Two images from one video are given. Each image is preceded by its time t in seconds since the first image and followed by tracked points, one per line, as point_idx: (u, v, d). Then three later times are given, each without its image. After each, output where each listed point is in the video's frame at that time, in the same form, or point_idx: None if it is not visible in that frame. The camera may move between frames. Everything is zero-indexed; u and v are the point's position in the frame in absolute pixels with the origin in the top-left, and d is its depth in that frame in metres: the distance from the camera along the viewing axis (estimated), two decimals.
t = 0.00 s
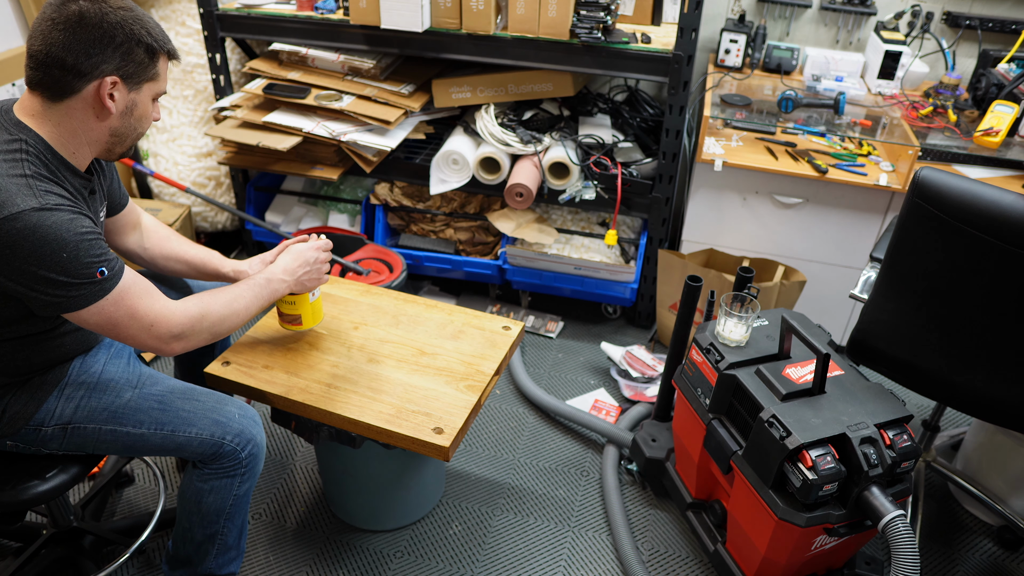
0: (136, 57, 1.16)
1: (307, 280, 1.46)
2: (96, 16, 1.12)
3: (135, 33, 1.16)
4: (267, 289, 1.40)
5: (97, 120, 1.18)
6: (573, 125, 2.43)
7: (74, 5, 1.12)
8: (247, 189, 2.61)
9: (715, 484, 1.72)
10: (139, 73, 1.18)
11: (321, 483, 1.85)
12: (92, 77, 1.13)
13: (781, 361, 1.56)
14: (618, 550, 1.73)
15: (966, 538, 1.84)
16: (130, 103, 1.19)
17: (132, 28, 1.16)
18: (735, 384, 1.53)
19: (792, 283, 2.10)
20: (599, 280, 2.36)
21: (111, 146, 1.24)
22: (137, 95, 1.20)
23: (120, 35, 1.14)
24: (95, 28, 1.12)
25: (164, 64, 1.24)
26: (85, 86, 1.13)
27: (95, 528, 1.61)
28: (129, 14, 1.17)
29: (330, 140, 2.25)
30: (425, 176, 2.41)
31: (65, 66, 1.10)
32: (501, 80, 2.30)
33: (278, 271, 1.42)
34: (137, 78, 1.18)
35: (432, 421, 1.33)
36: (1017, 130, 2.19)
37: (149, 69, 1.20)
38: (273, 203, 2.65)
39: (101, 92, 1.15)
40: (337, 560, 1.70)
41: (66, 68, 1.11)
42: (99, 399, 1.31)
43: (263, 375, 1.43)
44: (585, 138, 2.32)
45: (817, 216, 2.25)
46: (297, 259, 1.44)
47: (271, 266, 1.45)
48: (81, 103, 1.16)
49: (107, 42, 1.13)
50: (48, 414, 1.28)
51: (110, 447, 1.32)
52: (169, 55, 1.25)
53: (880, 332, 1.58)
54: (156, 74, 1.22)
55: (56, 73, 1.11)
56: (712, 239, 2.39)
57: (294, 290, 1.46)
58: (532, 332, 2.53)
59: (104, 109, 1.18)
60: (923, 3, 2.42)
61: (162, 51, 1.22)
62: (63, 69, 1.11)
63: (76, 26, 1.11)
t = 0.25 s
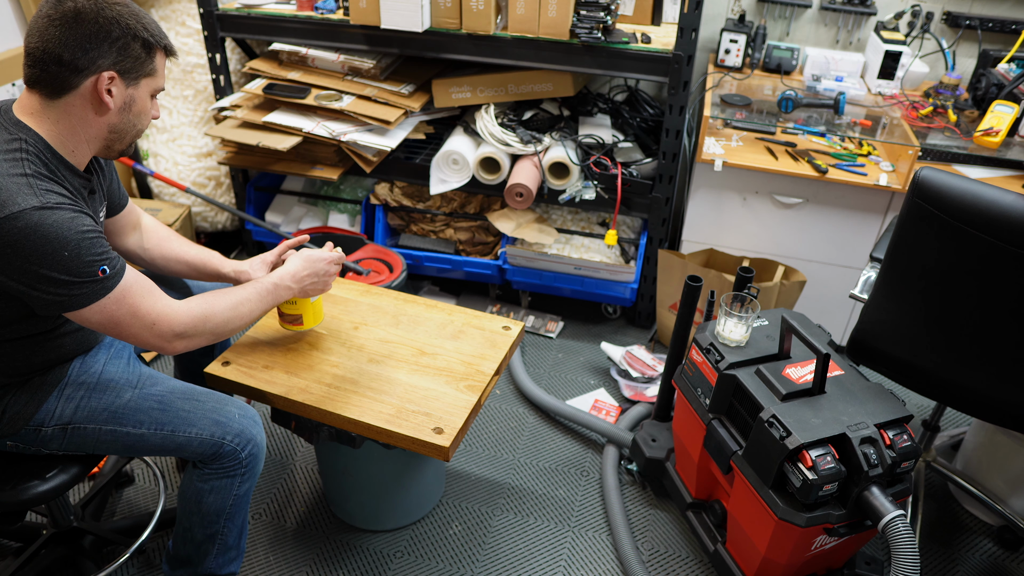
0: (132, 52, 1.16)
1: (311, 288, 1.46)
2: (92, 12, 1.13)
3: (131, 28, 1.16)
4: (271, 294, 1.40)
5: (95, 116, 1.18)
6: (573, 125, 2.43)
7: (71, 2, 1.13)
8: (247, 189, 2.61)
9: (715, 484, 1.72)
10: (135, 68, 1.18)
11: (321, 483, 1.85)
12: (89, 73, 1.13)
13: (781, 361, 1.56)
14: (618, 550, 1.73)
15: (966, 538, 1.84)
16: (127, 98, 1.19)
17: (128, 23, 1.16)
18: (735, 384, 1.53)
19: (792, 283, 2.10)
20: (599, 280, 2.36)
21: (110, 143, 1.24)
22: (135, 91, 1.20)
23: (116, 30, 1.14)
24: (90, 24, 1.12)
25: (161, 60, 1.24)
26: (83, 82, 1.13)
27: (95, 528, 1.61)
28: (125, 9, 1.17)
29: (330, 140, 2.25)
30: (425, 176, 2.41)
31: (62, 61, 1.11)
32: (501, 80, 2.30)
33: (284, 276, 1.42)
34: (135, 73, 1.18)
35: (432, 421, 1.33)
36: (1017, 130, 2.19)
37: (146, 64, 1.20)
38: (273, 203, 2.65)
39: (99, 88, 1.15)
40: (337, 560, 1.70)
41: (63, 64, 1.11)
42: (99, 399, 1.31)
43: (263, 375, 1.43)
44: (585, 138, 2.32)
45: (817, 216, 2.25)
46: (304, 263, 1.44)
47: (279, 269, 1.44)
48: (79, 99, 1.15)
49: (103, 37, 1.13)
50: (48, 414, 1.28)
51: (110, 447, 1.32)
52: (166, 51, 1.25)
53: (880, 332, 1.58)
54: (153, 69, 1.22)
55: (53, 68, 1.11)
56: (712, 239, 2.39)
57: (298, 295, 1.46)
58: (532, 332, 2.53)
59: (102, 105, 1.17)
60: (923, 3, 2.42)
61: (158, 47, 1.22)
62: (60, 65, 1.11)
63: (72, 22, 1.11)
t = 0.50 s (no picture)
0: (130, 46, 1.16)
1: (313, 293, 1.46)
2: (89, 7, 1.13)
3: (128, 22, 1.16)
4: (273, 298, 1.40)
5: (94, 111, 1.18)
6: (573, 125, 2.43)
7: None
8: (247, 189, 2.61)
9: (715, 484, 1.72)
10: (134, 63, 1.18)
11: (321, 483, 1.85)
12: (88, 67, 1.13)
13: (781, 361, 1.56)
14: (618, 550, 1.73)
15: (966, 538, 1.84)
16: (127, 93, 1.19)
17: (125, 17, 1.16)
18: (735, 384, 1.53)
19: (792, 283, 2.10)
20: (599, 280, 2.36)
21: (110, 140, 1.24)
22: (134, 86, 1.20)
23: (113, 24, 1.14)
24: (88, 18, 1.12)
25: (159, 55, 1.24)
26: (82, 77, 1.13)
27: (95, 529, 1.61)
28: (121, 5, 1.17)
29: (330, 140, 2.25)
30: (425, 176, 2.41)
31: (61, 56, 1.10)
32: (501, 80, 2.30)
33: (287, 280, 1.42)
34: (133, 67, 1.18)
35: (432, 421, 1.33)
36: (1017, 130, 2.19)
37: (144, 58, 1.20)
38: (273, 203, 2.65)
39: (98, 83, 1.14)
40: (337, 560, 1.70)
41: (62, 59, 1.11)
42: (100, 399, 1.31)
43: (263, 375, 1.43)
44: (585, 138, 2.32)
45: (817, 216, 2.25)
46: (308, 267, 1.44)
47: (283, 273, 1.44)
48: (79, 95, 1.15)
49: (101, 31, 1.13)
50: (48, 414, 1.28)
51: (110, 447, 1.32)
52: (163, 46, 1.25)
53: (880, 332, 1.58)
54: (151, 64, 1.22)
55: (52, 64, 1.11)
56: (712, 239, 2.39)
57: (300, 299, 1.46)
58: (532, 332, 2.53)
59: (101, 100, 1.17)
60: (923, 3, 2.42)
61: (156, 41, 1.22)
62: (58, 60, 1.11)
63: (69, 17, 1.11)
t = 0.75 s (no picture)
0: (131, 46, 1.16)
1: (303, 291, 1.46)
2: (92, 8, 1.13)
3: (131, 23, 1.16)
4: (261, 296, 1.39)
5: (95, 111, 1.18)
6: (573, 125, 2.43)
7: None
8: (247, 189, 2.61)
9: (715, 484, 1.72)
10: (135, 63, 1.18)
11: (321, 483, 1.85)
12: (89, 67, 1.13)
13: (781, 361, 1.56)
14: (618, 550, 1.73)
15: (966, 538, 1.84)
16: (128, 94, 1.19)
17: (126, 17, 1.16)
18: (735, 384, 1.53)
19: (792, 283, 2.10)
20: (599, 280, 2.36)
21: (111, 140, 1.24)
22: (135, 86, 1.20)
23: (114, 25, 1.14)
24: (90, 19, 1.12)
25: (160, 56, 1.24)
26: (83, 77, 1.13)
27: (94, 529, 1.61)
28: (123, 5, 1.17)
29: (330, 140, 2.25)
30: (425, 176, 2.41)
31: (62, 57, 1.10)
32: (501, 80, 2.30)
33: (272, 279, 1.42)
34: (134, 68, 1.18)
35: (432, 421, 1.33)
36: (1017, 130, 2.19)
37: (146, 59, 1.20)
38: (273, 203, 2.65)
39: (99, 83, 1.14)
40: (337, 560, 1.70)
41: (63, 59, 1.11)
42: (100, 399, 1.31)
43: (263, 375, 1.43)
44: (585, 138, 2.32)
45: (817, 216, 2.25)
46: (290, 262, 1.43)
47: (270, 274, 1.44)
48: (80, 94, 1.15)
49: (103, 32, 1.13)
50: (48, 413, 1.28)
51: (109, 447, 1.32)
52: (165, 47, 1.25)
53: (880, 332, 1.58)
54: (152, 64, 1.22)
55: (54, 64, 1.11)
56: (712, 239, 2.39)
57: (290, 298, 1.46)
58: (531, 332, 2.53)
59: (103, 101, 1.17)
60: (923, 3, 2.42)
61: (157, 42, 1.22)
62: (60, 60, 1.11)
63: (72, 17, 1.11)
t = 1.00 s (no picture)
0: (131, 46, 1.16)
1: (296, 293, 1.46)
2: (91, 8, 1.13)
3: (130, 23, 1.16)
4: (256, 298, 1.39)
5: (94, 110, 1.18)
6: (573, 125, 2.43)
7: None
8: (247, 189, 2.61)
9: (715, 484, 1.72)
10: (135, 63, 1.18)
11: (321, 483, 1.85)
12: (89, 67, 1.13)
13: (781, 361, 1.56)
14: (618, 550, 1.73)
15: (966, 538, 1.84)
16: (128, 93, 1.19)
17: (126, 17, 1.16)
18: (735, 384, 1.53)
19: (792, 283, 2.10)
20: (599, 280, 2.36)
21: (111, 139, 1.24)
22: (135, 86, 1.20)
23: (113, 25, 1.14)
24: (90, 19, 1.12)
25: (160, 55, 1.24)
26: (83, 77, 1.13)
27: (95, 529, 1.61)
28: (122, 5, 1.17)
29: (329, 140, 2.25)
30: (425, 176, 2.41)
31: (62, 57, 1.10)
32: (501, 80, 2.30)
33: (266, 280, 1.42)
34: (134, 67, 1.18)
35: (431, 421, 1.33)
36: (1017, 130, 2.19)
37: (145, 58, 1.20)
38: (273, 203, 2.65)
39: (99, 82, 1.14)
40: (337, 560, 1.70)
41: (63, 59, 1.11)
42: (100, 399, 1.31)
43: (263, 375, 1.43)
44: (585, 138, 2.32)
45: (817, 215, 2.25)
46: (284, 264, 1.43)
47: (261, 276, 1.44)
48: (80, 94, 1.15)
49: (102, 31, 1.13)
50: (48, 413, 1.28)
51: (109, 447, 1.32)
52: (164, 46, 1.25)
53: (880, 332, 1.59)
54: (152, 64, 1.22)
55: (53, 64, 1.11)
56: (712, 239, 2.39)
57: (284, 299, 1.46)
58: (531, 332, 2.53)
59: (103, 100, 1.17)
60: (923, 3, 2.42)
61: (156, 41, 1.22)
62: (60, 60, 1.11)
63: (71, 17, 1.11)
